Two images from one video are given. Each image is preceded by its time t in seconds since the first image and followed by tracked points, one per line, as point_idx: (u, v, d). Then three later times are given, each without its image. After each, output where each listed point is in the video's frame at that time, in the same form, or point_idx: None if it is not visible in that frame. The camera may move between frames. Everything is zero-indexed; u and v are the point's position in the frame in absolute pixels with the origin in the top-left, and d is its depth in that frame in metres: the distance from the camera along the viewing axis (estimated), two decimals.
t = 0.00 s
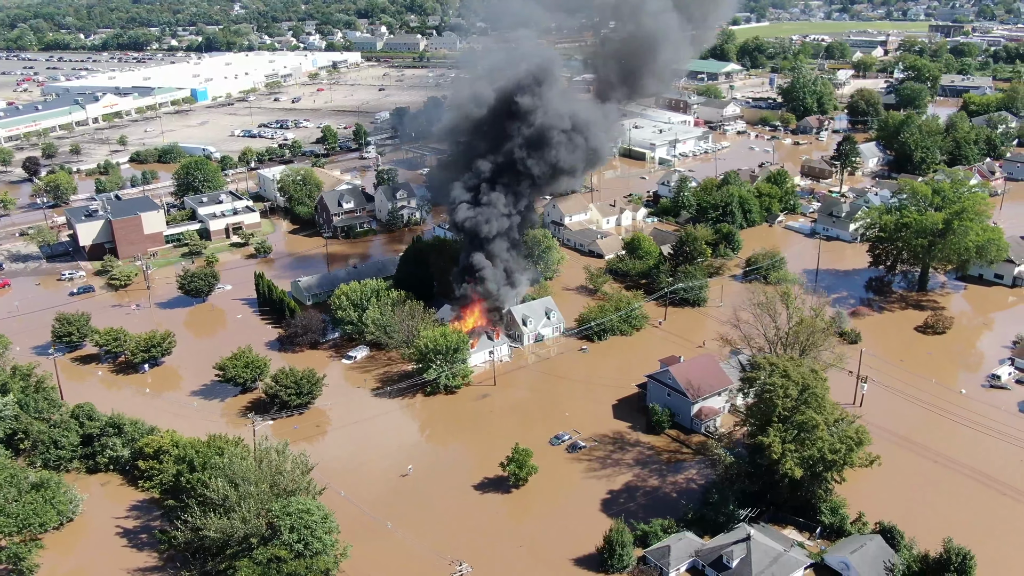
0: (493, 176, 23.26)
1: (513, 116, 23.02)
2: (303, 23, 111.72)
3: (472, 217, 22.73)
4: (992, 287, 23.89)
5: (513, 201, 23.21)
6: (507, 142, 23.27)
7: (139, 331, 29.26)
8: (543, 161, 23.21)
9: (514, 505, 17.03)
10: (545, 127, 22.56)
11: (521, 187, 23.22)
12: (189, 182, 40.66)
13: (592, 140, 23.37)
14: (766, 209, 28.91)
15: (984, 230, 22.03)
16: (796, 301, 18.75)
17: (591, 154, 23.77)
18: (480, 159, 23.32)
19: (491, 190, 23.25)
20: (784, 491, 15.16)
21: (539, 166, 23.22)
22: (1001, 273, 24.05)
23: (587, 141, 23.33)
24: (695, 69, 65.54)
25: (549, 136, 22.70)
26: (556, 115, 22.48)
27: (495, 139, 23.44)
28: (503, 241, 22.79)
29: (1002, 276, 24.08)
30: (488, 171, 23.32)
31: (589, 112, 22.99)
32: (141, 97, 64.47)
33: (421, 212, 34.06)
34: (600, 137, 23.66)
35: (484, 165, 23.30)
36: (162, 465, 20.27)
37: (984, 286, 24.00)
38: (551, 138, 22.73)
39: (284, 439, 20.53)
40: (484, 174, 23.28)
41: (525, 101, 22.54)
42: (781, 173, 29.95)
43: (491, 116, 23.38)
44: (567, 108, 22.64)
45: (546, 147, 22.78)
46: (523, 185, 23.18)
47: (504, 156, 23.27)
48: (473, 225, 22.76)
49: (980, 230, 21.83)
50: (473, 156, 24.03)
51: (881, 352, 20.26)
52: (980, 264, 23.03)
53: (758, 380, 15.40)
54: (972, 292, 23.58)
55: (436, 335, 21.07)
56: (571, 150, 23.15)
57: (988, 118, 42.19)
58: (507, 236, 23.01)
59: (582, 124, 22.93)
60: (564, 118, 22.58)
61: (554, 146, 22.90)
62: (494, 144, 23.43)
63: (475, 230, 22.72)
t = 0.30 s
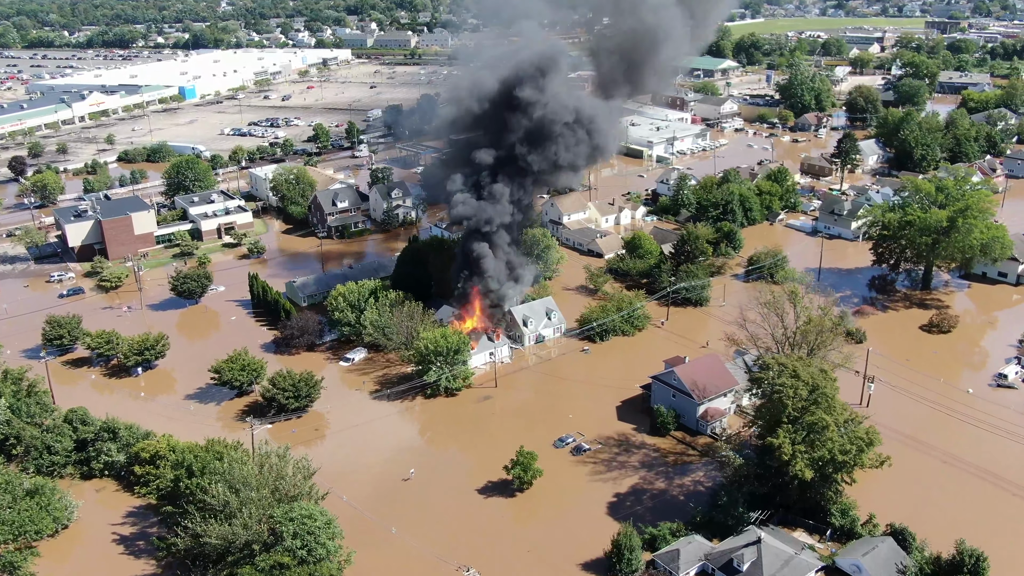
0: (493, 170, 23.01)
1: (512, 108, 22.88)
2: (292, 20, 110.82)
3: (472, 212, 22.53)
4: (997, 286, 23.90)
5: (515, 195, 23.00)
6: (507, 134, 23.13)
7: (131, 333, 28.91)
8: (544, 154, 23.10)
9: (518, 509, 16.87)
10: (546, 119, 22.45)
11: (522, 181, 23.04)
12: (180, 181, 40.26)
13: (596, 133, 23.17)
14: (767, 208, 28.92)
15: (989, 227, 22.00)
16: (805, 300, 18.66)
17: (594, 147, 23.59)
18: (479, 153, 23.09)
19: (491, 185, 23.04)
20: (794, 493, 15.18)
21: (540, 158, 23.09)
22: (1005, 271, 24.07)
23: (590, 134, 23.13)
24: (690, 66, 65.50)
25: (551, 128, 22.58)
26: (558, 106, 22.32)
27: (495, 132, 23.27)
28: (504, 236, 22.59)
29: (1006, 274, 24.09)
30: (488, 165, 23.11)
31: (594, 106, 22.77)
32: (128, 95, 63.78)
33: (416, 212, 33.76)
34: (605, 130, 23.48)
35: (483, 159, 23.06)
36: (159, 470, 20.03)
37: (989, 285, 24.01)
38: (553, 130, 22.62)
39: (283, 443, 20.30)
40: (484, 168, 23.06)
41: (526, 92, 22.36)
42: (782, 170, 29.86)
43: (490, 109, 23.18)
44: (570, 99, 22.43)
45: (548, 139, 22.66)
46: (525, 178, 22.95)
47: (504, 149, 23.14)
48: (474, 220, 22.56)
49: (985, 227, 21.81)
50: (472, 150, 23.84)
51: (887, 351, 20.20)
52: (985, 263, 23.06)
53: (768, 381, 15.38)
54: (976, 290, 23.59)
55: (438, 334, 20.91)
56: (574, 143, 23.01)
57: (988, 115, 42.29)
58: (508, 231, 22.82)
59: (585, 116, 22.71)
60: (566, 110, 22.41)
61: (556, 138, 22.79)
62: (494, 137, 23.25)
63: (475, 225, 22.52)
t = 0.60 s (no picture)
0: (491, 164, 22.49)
1: (512, 99, 22.60)
2: (278, 14, 109.56)
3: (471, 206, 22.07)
4: (1007, 284, 23.67)
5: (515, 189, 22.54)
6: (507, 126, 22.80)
7: (119, 337, 28.27)
8: (545, 145, 22.81)
9: (524, 516, 16.48)
10: (548, 108, 22.22)
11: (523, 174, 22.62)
12: (166, 180, 39.51)
13: (600, 123, 22.95)
14: (770, 204, 28.60)
15: (1000, 224, 21.78)
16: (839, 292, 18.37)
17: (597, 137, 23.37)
18: (478, 146, 22.71)
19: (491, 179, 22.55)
20: (807, 497, 14.77)
21: (541, 149, 22.79)
22: (1016, 269, 23.85)
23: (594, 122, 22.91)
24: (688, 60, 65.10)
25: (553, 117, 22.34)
26: (561, 95, 22.05)
27: (493, 124, 22.90)
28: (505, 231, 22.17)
29: (1016, 272, 23.87)
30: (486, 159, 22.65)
31: (597, 97, 22.45)
32: (110, 91, 62.76)
33: (410, 211, 33.13)
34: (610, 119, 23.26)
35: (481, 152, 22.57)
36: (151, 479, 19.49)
37: (999, 283, 23.78)
38: (555, 119, 22.38)
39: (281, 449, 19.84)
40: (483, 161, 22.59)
41: (527, 80, 22.06)
42: (785, 167, 29.62)
43: (488, 100, 22.79)
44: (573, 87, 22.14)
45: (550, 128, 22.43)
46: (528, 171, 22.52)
47: (504, 140, 22.80)
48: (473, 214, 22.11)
49: (997, 224, 21.61)
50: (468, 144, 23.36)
51: (898, 351, 19.93)
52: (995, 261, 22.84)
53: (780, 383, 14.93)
54: (986, 289, 23.37)
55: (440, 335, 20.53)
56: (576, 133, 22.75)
57: (994, 109, 42.04)
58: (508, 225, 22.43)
59: (589, 105, 22.44)
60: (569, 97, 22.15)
61: (557, 128, 22.57)
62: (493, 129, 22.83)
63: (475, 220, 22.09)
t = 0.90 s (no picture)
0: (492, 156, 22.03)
1: (511, 90, 22.11)
2: (263, 8, 108.27)
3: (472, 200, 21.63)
4: (1016, 282, 23.51)
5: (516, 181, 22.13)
6: (508, 116, 22.34)
7: (107, 340, 27.69)
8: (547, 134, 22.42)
9: (530, 521, 16.12)
10: (550, 98, 21.79)
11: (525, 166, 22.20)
12: (153, 178, 38.80)
13: (602, 111, 22.64)
14: (774, 201, 28.33)
15: (1010, 222, 21.69)
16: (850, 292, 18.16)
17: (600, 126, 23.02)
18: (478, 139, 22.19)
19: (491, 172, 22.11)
20: (821, 501, 14.39)
21: (543, 140, 22.38)
22: None
23: (597, 111, 22.55)
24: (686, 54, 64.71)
25: (555, 107, 21.94)
26: (563, 85, 21.62)
27: (493, 114, 22.41)
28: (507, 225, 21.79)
29: None
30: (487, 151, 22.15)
31: (600, 85, 22.12)
32: (92, 86, 61.69)
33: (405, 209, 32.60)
34: (614, 107, 22.90)
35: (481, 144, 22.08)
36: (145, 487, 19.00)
37: (1009, 281, 23.60)
38: (557, 109, 21.99)
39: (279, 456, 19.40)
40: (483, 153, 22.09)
41: (529, 69, 21.57)
42: (790, 163, 29.36)
43: (488, 89, 22.28)
44: (576, 76, 21.70)
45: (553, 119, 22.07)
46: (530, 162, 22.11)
47: (504, 132, 22.34)
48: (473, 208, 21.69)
49: (1007, 221, 21.53)
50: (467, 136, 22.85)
51: (909, 350, 19.74)
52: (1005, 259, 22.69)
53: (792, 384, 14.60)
54: (996, 287, 23.19)
55: (441, 337, 20.16)
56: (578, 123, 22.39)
57: (1000, 103, 41.84)
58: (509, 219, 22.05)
59: (592, 94, 22.05)
60: (572, 87, 21.72)
61: (559, 118, 22.18)
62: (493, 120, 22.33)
63: (476, 214, 21.65)
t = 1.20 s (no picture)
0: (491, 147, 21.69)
1: (512, 79, 21.70)
2: (246, 2, 107.02)
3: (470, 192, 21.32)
4: None
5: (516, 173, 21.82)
6: (509, 106, 21.97)
7: (95, 343, 27.10)
8: (550, 124, 22.09)
9: (537, 528, 15.72)
10: (552, 88, 21.42)
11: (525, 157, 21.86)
12: (138, 177, 38.07)
13: (613, 98, 22.22)
14: (778, 198, 28.09)
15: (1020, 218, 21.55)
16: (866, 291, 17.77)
17: (605, 116, 22.63)
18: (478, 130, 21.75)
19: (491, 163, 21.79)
20: (836, 505, 13.93)
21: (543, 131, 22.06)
22: None
23: (603, 101, 22.11)
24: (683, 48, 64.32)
25: (557, 97, 21.57)
26: (567, 74, 21.21)
27: (494, 103, 22.03)
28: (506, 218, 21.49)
29: None
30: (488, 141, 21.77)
31: (609, 75, 21.67)
32: (71, 82, 60.73)
33: (399, 207, 32.06)
34: (621, 98, 22.47)
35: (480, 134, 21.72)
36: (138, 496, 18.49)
37: (1018, 279, 23.40)
38: (560, 99, 21.61)
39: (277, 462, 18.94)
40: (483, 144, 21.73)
41: (531, 58, 21.19)
42: (794, 159, 29.07)
43: (488, 79, 21.95)
44: (582, 66, 21.25)
45: (555, 108, 21.71)
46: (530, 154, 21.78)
47: (505, 122, 21.97)
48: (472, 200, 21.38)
49: (1017, 218, 21.37)
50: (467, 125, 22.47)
51: (920, 350, 19.51)
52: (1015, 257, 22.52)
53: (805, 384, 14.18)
54: (1006, 285, 22.99)
55: (442, 339, 19.77)
56: (582, 114, 22.03)
57: (1006, 98, 41.63)
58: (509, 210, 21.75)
59: (598, 84, 21.63)
60: (577, 76, 21.29)
61: (562, 107, 21.82)
62: (494, 109, 21.95)
63: (475, 206, 21.34)
